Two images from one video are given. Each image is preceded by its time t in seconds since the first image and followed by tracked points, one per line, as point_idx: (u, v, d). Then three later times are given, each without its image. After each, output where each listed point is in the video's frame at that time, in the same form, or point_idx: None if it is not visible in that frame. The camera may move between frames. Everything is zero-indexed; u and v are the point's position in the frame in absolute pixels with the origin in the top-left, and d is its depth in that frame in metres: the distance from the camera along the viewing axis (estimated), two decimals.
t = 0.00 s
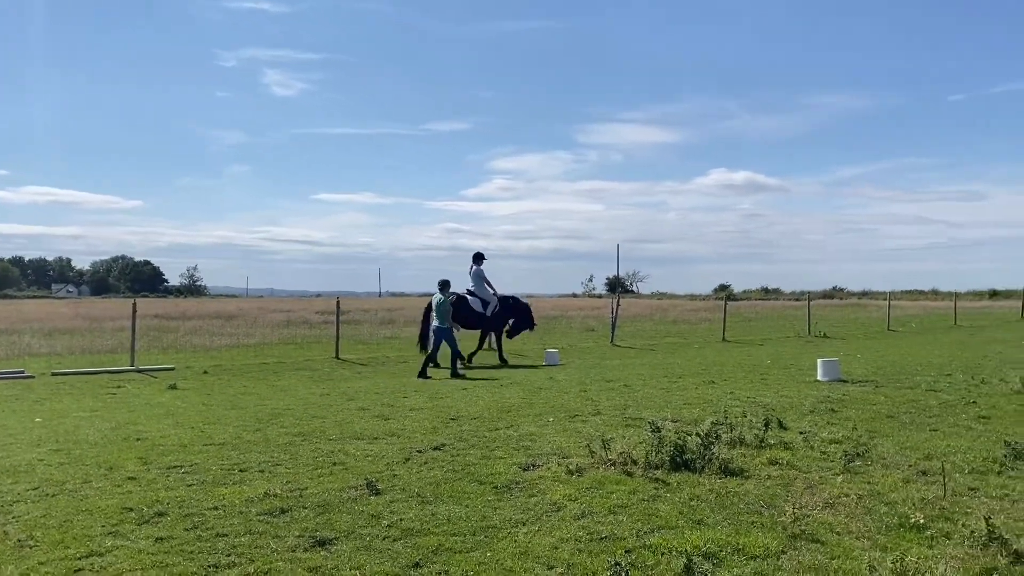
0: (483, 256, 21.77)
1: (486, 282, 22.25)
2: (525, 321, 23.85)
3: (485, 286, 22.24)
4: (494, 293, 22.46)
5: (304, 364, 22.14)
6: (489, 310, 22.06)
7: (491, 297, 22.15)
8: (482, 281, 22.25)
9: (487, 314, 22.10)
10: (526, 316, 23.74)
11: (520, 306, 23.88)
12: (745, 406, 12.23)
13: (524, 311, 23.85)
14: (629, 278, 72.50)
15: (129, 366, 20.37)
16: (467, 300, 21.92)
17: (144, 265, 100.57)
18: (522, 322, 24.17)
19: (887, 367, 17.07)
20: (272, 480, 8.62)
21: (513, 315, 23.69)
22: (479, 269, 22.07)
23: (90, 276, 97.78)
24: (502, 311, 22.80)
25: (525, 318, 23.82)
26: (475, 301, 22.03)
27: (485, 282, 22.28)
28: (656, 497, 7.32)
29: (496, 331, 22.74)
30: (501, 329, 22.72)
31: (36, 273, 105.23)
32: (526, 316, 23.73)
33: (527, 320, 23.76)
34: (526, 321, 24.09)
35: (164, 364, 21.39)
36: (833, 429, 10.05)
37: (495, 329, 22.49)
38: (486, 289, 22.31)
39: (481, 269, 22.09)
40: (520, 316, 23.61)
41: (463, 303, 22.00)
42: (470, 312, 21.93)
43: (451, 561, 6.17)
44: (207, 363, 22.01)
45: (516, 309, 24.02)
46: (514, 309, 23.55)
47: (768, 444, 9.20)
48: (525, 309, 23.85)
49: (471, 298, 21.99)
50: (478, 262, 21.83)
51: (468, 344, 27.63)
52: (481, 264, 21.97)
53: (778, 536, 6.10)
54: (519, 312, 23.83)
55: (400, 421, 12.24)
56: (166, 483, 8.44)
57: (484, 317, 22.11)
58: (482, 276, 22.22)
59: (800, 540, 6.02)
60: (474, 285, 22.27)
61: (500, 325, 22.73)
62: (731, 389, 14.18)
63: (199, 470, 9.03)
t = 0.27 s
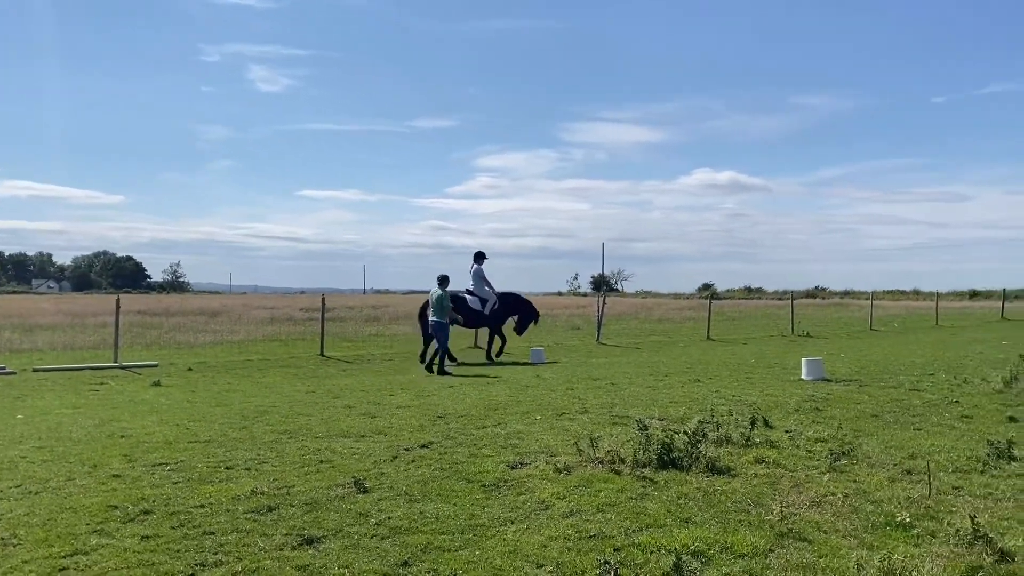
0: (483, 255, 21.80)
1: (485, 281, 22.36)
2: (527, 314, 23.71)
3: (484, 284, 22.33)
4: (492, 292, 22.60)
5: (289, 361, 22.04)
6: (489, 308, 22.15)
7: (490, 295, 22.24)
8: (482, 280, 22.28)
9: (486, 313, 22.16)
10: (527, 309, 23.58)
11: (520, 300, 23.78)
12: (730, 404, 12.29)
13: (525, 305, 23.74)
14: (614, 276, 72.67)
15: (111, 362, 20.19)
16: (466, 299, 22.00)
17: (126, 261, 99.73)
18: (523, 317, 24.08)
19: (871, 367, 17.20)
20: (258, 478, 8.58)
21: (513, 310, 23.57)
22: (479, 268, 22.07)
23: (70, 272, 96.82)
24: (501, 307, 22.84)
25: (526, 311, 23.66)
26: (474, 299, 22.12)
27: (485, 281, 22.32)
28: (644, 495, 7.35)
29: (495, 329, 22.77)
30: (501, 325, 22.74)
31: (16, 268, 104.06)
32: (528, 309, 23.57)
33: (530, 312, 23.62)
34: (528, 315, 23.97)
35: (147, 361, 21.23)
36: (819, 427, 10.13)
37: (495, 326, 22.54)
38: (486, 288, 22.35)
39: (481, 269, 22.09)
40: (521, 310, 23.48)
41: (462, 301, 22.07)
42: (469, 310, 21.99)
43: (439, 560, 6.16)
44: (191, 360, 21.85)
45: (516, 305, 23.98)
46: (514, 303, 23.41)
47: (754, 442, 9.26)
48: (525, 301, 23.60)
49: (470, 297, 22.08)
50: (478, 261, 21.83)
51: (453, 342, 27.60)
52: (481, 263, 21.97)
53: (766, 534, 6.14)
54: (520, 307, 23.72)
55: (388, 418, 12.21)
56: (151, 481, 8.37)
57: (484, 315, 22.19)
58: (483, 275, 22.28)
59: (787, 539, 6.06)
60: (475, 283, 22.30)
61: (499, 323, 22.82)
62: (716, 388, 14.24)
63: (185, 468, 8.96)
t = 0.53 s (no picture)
0: (481, 255, 21.83)
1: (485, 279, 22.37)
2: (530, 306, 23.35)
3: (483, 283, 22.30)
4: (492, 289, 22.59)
5: (273, 359, 21.92)
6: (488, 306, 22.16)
7: (487, 293, 22.23)
8: (479, 279, 22.25)
9: (483, 312, 22.17)
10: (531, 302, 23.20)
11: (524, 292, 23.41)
12: (715, 404, 12.34)
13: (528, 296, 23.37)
14: (598, 276, 72.83)
15: (93, 359, 19.99)
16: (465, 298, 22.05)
17: (108, 258, 98.88)
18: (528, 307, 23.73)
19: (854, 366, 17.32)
20: (242, 477, 8.52)
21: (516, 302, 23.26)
22: (476, 268, 22.03)
23: (51, 268, 95.84)
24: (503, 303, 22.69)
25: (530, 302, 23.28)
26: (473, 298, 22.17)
27: (481, 280, 22.31)
28: (630, 495, 7.36)
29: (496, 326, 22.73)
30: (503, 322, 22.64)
31: None
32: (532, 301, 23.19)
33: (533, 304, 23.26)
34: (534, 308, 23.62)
35: (129, 358, 21.04)
36: (803, 427, 10.19)
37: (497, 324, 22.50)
38: (482, 286, 22.33)
39: (478, 268, 22.05)
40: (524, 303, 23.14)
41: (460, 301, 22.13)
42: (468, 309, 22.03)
43: (426, 560, 6.14)
44: (174, 358, 21.67)
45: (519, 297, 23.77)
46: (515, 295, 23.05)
47: (740, 442, 9.29)
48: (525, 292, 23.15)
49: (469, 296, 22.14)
50: (474, 261, 21.85)
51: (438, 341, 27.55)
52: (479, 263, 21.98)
53: (752, 534, 6.16)
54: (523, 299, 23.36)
55: (373, 418, 12.16)
56: (134, 480, 8.29)
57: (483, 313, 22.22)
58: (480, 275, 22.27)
59: (773, 539, 6.09)
60: (471, 282, 22.29)
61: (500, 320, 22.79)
62: (701, 388, 14.29)
63: (168, 467, 8.88)
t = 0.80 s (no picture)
0: (482, 255, 21.82)
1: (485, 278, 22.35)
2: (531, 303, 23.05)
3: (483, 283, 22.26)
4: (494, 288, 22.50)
5: (256, 358, 21.78)
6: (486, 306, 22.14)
7: (486, 293, 22.18)
8: (479, 279, 22.24)
9: (482, 312, 22.20)
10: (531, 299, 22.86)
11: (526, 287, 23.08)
12: (700, 403, 12.38)
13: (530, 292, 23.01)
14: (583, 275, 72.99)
15: (73, 358, 19.78)
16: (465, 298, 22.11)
17: (89, 256, 97.97)
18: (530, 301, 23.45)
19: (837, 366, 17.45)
20: (226, 476, 8.46)
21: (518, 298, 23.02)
22: (476, 268, 21.98)
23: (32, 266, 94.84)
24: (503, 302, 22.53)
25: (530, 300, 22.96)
26: (472, 298, 22.21)
27: (482, 279, 22.28)
28: (615, 494, 7.36)
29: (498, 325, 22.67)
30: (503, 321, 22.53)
31: None
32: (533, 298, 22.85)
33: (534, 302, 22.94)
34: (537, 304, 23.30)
35: (111, 357, 20.84)
36: (787, 426, 10.24)
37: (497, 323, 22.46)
38: (482, 286, 22.31)
39: (479, 268, 22.00)
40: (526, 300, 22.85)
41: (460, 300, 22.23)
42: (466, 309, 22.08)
43: (411, 559, 6.12)
44: (156, 357, 21.47)
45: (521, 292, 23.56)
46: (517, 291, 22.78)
47: (724, 441, 9.33)
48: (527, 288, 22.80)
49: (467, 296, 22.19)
50: (476, 261, 21.80)
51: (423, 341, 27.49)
52: (480, 263, 21.93)
53: (736, 533, 6.18)
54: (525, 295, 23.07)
55: (357, 417, 12.10)
56: (116, 479, 8.21)
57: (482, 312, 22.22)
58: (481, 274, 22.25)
59: (757, 537, 6.11)
60: (472, 282, 22.30)
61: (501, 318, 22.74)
62: (686, 387, 14.33)
63: (150, 466, 8.80)
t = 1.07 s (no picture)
0: (487, 258, 21.78)
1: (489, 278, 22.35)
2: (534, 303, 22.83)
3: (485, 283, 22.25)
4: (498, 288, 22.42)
5: (240, 358, 21.65)
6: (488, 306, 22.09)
7: (487, 293, 22.15)
8: (482, 280, 22.24)
9: (482, 312, 22.14)
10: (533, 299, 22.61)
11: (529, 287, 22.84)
12: (685, 403, 12.43)
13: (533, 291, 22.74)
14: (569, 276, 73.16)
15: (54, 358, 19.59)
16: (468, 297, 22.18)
17: (71, 255, 97.08)
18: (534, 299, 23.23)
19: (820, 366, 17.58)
20: (209, 477, 8.40)
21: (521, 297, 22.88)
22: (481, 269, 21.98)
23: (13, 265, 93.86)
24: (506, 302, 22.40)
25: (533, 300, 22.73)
26: (474, 298, 22.25)
27: (485, 281, 22.29)
28: (600, 494, 7.38)
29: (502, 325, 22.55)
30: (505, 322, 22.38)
31: None
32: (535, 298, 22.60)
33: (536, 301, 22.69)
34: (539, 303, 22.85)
35: (93, 356, 20.65)
36: (770, 426, 10.30)
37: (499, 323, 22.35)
38: (484, 287, 22.33)
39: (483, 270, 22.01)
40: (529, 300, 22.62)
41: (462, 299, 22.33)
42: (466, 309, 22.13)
43: (395, 560, 6.10)
44: (138, 356, 21.29)
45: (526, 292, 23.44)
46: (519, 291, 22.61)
47: (708, 441, 9.37)
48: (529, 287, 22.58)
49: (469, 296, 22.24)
50: (481, 264, 21.78)
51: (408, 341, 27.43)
52: (486, 266, 21.91)
53: (720, 533, 6.21)
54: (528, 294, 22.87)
55: (342, 417, 12.05)
56: (98, 480, 8.14)
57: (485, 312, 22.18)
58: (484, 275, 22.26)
59: (740, 537, 6.15)
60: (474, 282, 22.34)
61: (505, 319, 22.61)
62: (670, 387, 14.39)
63: (133, 467, 8.74)
